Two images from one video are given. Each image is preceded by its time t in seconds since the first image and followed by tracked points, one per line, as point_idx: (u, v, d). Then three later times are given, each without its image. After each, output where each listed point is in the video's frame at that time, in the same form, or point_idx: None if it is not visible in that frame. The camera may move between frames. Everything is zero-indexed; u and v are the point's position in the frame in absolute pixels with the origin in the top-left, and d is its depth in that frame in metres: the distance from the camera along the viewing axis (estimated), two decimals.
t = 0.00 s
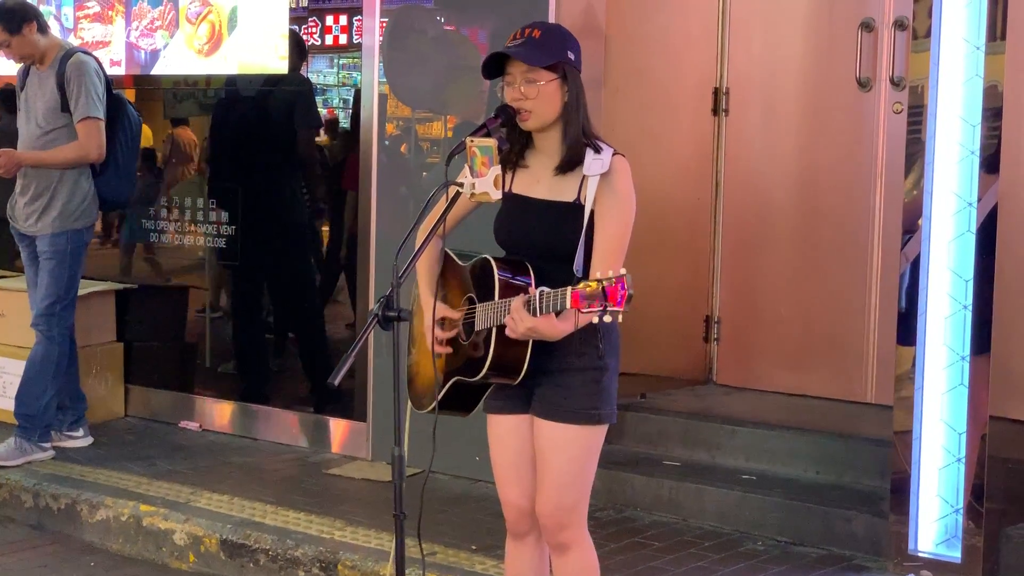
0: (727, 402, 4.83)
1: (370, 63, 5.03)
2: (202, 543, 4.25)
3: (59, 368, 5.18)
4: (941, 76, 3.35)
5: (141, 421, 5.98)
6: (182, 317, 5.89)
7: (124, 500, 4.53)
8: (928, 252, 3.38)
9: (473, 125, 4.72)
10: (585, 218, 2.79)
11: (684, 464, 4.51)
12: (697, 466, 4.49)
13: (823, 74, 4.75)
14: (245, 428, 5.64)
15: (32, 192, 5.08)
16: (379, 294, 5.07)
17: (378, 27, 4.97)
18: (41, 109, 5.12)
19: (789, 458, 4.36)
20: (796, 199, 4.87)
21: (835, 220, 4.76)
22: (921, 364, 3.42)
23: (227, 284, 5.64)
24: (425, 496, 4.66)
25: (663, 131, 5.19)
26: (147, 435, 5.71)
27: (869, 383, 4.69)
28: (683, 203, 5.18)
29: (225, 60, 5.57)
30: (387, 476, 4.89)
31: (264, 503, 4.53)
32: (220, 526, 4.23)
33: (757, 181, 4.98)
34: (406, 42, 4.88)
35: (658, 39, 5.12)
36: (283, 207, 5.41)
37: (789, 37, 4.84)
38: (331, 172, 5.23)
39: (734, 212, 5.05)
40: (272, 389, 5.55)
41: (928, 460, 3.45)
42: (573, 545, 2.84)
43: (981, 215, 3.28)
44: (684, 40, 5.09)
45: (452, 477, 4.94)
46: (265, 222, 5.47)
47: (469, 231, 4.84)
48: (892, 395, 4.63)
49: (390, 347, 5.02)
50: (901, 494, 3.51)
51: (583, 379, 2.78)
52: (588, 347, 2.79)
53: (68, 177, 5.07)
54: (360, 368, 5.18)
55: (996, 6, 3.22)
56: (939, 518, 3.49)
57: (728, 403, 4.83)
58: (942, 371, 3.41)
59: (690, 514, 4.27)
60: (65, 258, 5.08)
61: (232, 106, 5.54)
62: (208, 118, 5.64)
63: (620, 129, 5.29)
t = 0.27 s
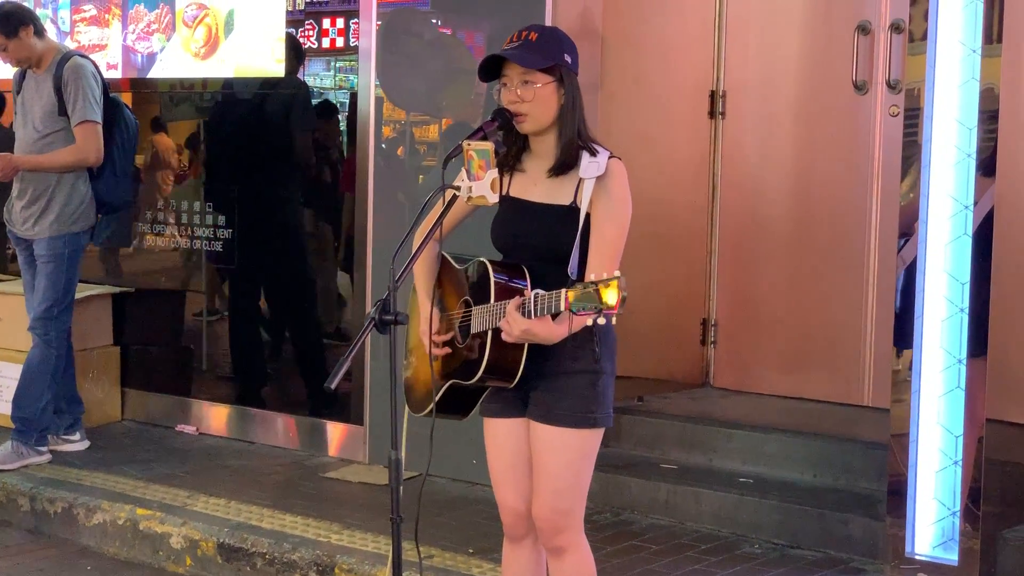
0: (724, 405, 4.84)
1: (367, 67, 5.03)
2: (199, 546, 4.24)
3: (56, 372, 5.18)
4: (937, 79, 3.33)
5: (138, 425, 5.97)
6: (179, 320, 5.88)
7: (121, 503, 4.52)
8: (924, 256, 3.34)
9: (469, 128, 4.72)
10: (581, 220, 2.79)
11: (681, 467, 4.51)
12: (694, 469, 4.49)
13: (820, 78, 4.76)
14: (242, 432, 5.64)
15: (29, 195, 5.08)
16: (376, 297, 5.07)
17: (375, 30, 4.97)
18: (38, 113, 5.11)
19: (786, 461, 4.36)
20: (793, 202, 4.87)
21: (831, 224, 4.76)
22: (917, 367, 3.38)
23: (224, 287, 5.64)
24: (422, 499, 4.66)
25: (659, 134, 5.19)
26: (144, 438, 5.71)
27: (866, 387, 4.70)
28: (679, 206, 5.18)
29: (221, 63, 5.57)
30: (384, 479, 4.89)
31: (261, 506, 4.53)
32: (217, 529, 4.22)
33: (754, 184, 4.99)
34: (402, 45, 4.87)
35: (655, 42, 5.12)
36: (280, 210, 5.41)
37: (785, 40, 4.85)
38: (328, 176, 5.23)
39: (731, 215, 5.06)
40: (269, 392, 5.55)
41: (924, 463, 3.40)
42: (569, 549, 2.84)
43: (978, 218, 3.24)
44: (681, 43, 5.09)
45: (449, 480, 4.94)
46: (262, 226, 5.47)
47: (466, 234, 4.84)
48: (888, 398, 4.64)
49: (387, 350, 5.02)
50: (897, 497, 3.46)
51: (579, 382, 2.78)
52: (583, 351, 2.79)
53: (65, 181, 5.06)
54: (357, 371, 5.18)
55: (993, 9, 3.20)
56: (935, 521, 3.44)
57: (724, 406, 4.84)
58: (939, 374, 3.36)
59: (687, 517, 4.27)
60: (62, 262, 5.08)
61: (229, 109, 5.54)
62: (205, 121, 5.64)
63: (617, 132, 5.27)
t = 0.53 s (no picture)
0: (722, 407, 4.83)
1: (364, 69, 5.02)
2: (196, 549, 4.24)
3: (53, 374, 5.17)
4: (934, 81, 3.30)
5: (136, 427, 5.97)
6: (176, 322, 5.88)
7: (118, 506, 4.52)
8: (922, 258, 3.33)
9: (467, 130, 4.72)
10: (577, 222, 2.79)
11: (679, 469, 4.51)
12: (692, 471, 4.49)
13: (817, 80, 4.76)
14: (239, 434, 5.64)
15: (26, 197, 5.07)
16: (374, 299, 5.07)
17: (372, 32, 4.96)
18: (35, 115, 5.11)
19: (784, 463, 4.36)
20: (790, 204, 4.87)
21: (829, 225, 4.76)
22: (915, 369, 3.36)
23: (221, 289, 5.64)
24: (420, 501, 4.66)
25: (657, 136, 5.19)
26: (141, 440, 5.71)
27: (863, 388, 4.70)
28: (677, 208, 5.18)
29: (218, 65, 5.57)
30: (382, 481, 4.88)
31: (259, 509, 4.52)
32: (214, 532, 4.22)
33: (752, 186, 4.98)
34: (399, 47, 4.87)
35: (652, 45, 5.12)
36: (277, 213, 5.41)
37: (783, 42, 4.85)
38: (325, 178, 5.23)
39: (729, 217, 5.06)
40: (266, 395, 5.54)
41: (922, 465, 3.39)
42: (566, 551, 2.83)
43: (975, 219, 3.23)
44: (678, 45, 5.09)
45: (447, 482, 4.93)
46: (260, 228, 5.47)
47: (463, 236, 4.84)
48: (886, 399, 4.64)
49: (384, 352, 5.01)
50: (895, 499, 3.46)
51: (576, 384, 2.78)
52: (580, 353, 2.79)
53: (63, 183, 5.06)
54: (354, 373, 5.18)
55: (990, 10, 3.19)
56: (933, 523, 3.43)
57: (722, 408, 4.84)
58: (936, 376, 3.35)
59: (685, 519, 4.27)
60: (60, 264, 5.07)
61: (227, 111, 5.53)
62: (202, 123, 5.64)
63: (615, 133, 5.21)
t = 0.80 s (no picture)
0: (720, 407, 4.83)
1: (362, 69, 5.01)
2: (194, 549, 4.23)
3: (51, 374, 5.17)
4: (933, 81, 3.28)
5: (134, 427, 5.97)
6: (175, 322, 5.88)
7: (116, 506, 4.52)
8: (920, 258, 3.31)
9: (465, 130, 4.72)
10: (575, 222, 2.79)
11: (677, 469, 4.51)
12: (690, 471, 4.49)
13: (816, 80, 4.76)
14: (237, 434, 5.64)
15: (24, 198, 5.07)
16: (372, 300, 5.06)
17: (370, 32, 4.95)
18: (33, 115, 5.11)
19: (783, 463, 4.36)
20: (789, 204, 4.87)
21: (827, 225, 4.76)
22: (913, 369, 3.35)
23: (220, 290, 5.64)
24: (418, 501, 4.66)
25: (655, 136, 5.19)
26: (140, 441, 5.70)
27: (861, 388, 4.70)
28: (675, 208, 5.18)
29: (216, 65, 5.56)
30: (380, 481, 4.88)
31: (257, 509, 4.52)
32: (212, 532, 4.22)
33: (750, 186, 4.99)
34: (397, 47, 4.87)
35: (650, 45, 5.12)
36: (276, 213, 5.40)
37: (781, 42, 4.85)
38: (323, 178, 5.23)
39: (727, 217, 5.06)
40: (265, 395, 5.54)
41: (921, 465, 3.38)
42: (565, 551, 2.83)
43: (973, 219, 3.22)
44: (676, 45, 5.09)
45: (445, 482, 4.93)
46: (258, 228, 5.47)
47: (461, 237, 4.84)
48: (884, 399, 4.64)
49: (383, 352, 5.01)
50: (893, 498, 3.45)
51: (575, 383, 2.78)
52: (578, 352, 2.79)
53: (61, 183, 5.06)
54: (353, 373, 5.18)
55: (988, 10, 3.18)
56: (932, 522, 3.43)
57: (721, 408, 4.84)
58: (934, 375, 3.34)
59: (683, 518, 4.27)
60: (58, 264, 5.07)
61: (224, 111, 5.53)
62: (200, 123, 5.64)
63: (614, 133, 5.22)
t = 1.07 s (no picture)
0: (719, 406, 4.83)
1: (361, 68, 5.01)
2: (193, 548, 4.24)
3: (51, 373, 5.17)
4: (932, 80, 3.28)
5: (133, 426, 5.97)
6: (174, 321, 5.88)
7: (115, 505, 4.52)
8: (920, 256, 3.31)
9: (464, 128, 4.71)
10: (575, 221, 2.80)
11: (676, 468, 4.51)
12: (689, 470, 4.49)
13: (815, 79, 4.75)
14: (237, 432, 5.63)
15: (23, 196, 5.07)
16: (371, 298, 5.07)
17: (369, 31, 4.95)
18: (33, 114, 5.11)
19: (782, 461, 4.36)
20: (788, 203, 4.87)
21: (826, 224, 4.76)
22: (911, 368, 3.35)
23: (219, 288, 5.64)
24: (417, 500, 4.66)
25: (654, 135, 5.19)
26: (139, 439, 5.70)
27: (860, 386, 4.70)
28: (674, 206, 5.18)
29: (215, 64, 5.56)
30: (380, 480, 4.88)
31: (256, 508, 4.52)
32: (211, 531, 4.22)
33: (749, 185, 4.98)
34: (396, 46, 4.87)
35: (649, 43, 5.13)
36: (275, 211, 5.40)
37: (780, 41, 4.85)
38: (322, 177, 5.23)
39: (726, 215, 5.05)
40: (264, 393, 5.54)
41: (920, 464, 3.38)
42: (564, 549, 2.82)
43: (972, 217, 3.22)
44: (675, 44, 5.09)
45: (445, 481, 4.93)
46: (257, 227, 5.46)
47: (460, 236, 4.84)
48: (883, 398, 4.63)
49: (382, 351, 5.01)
50: (892, 497, 3.45)
51: (574, 382, 2.78)
52: (578, 351, 2.79)
53: (60, 182, 5.06)
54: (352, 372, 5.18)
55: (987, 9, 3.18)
56: (931, 521, 3.43)
57: (719, 406, 4.84)
58: (933, 374, 3.34)
59: (682, 517, 4.27)
60: (57, 263, 5.06)
61: (223, 110, 5.53)
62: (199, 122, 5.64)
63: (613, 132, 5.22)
